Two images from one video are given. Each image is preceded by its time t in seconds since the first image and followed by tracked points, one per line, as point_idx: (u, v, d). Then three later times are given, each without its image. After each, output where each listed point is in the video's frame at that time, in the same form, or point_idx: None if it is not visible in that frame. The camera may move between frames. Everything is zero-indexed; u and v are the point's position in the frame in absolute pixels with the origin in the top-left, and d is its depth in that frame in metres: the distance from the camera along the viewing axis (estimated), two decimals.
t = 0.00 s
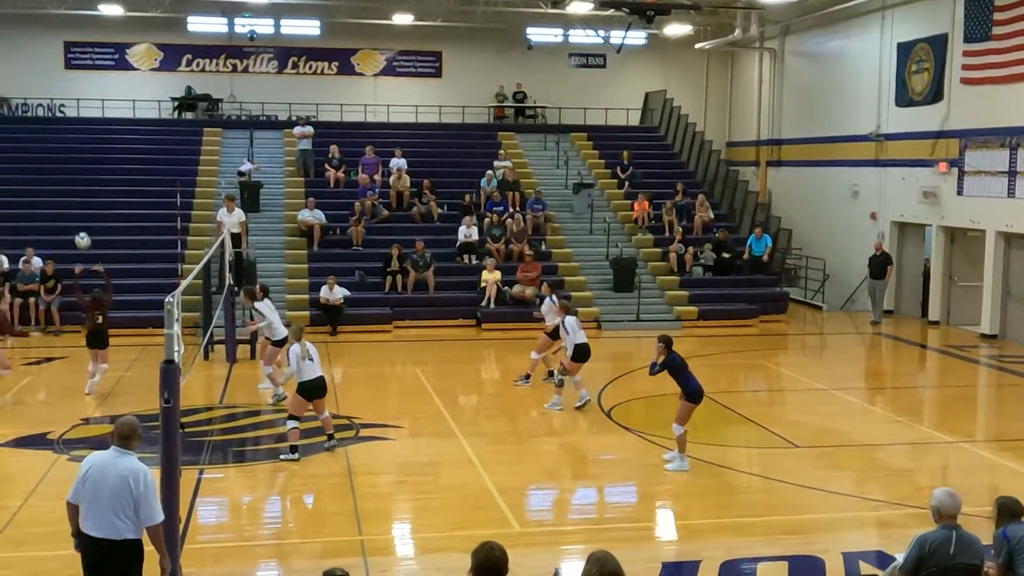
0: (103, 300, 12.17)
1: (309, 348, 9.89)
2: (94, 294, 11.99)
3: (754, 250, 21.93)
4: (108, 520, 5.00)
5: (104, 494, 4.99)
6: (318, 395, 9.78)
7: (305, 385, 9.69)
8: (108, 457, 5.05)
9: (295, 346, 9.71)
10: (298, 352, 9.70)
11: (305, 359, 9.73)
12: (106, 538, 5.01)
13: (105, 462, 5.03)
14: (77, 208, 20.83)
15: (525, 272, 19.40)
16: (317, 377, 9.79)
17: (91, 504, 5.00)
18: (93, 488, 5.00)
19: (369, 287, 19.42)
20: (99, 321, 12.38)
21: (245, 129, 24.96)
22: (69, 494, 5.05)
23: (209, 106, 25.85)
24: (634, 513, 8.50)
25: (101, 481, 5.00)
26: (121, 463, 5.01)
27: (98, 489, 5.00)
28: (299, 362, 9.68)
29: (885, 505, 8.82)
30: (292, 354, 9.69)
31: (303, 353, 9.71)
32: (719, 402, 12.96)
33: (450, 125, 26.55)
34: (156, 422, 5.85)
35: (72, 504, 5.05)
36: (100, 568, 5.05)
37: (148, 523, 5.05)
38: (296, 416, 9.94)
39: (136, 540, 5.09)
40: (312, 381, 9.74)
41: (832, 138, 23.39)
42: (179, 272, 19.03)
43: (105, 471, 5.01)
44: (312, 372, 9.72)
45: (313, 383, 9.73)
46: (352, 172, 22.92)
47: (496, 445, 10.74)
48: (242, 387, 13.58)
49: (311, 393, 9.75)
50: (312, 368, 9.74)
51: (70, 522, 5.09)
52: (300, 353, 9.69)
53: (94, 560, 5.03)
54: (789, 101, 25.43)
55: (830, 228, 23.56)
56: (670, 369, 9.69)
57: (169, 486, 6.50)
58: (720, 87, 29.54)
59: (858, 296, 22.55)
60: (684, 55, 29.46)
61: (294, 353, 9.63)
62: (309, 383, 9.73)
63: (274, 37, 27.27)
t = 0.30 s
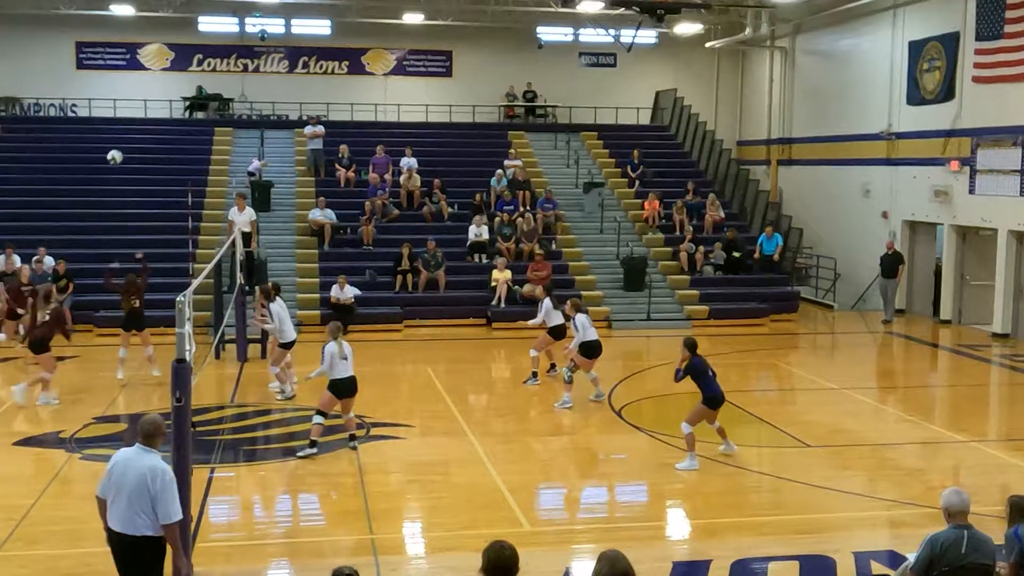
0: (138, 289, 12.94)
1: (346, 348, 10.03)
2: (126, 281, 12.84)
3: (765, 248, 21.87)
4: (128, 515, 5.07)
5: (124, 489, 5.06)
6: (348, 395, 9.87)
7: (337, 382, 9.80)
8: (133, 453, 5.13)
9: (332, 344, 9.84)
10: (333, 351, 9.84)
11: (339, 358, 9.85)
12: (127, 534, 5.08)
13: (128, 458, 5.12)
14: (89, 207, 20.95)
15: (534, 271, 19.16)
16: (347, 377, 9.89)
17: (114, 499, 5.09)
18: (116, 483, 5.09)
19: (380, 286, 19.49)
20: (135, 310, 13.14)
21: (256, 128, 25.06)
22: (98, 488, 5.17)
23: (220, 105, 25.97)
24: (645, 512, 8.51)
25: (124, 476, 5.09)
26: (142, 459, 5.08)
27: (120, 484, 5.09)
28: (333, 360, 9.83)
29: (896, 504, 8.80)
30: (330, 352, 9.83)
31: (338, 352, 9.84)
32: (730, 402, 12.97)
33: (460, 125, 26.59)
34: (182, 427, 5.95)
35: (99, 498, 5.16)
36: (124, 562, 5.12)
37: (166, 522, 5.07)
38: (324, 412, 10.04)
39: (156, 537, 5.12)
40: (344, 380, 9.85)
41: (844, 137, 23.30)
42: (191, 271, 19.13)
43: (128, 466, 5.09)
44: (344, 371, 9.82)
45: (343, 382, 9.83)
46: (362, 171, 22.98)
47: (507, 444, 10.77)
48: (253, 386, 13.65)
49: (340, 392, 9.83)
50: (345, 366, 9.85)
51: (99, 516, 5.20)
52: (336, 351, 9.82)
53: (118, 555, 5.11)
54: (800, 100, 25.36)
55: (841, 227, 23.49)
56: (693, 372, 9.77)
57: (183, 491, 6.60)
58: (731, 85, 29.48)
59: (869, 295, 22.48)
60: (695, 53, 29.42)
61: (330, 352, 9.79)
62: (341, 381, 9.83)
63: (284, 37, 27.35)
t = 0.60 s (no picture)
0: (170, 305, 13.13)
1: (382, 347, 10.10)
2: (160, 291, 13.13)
3: (774, 248, 21.77)
4: (155, 507, 5.13)
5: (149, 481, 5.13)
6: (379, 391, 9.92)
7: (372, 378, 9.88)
8: (160, 446, 5.19)
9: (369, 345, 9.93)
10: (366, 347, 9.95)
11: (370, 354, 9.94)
12: (157, 525, 5.15)
13: (153, 450, 5.18)
14: (99, 207, 21.06)
15: (544, 269, 19.29)
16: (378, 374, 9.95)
17: (143, 491, 5.17)
18: (144, 475, 5.17)
19: (389, 285, 19.54)
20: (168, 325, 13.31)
21: (266, 128, 25.16)
22: (133, 480, 5.28)
23: (230, 105, 26.06)
24: (654, 512, 8.51)
25: (149, 469, 5.15)
26: (164, 452, 5.12)
27: (148, 477, 5.16)
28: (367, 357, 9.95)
29: (907, 504, 8.78)
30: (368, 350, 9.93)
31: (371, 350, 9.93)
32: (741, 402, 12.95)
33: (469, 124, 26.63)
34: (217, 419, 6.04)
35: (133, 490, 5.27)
36: (156, 553, 5.20)
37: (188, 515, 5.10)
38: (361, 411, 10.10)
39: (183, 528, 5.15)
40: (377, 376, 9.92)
41: (854, 136, 23.23)
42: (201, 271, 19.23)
43: (153, 459, 5.15)
44: (371, 367, 9.88)
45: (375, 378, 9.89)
46: (372, 171, 23.04)
47: (517, 444, 10.79)
48: (262, 385, 13.71)
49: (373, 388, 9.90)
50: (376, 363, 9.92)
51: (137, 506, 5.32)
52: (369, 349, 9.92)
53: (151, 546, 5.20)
54: (810, 99, 25.29)
55: (852, 226, 23.43)
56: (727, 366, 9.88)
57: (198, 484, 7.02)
58: (741, 84, 29.43)
59: (879, 294, 22.40)
60: (705, 53, 29.39)
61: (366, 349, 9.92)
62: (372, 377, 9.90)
63: (294, 36, 27.40)
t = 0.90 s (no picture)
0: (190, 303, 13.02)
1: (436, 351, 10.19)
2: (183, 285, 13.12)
3: (803, 250, 21.71)
4: (197, 501, 5.26)
5: (191, 476, 5.26)
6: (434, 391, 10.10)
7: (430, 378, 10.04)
8: (201, 442, 5.30)
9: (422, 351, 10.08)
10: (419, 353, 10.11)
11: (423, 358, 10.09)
12: (199, 519, 5.28)
13: (195, 446, 5.30)
14: (129, 208, 21.37)
15: (571, 273, 19.51)
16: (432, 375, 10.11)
17: (186, 485, 5.31)
18: (186, 470, 5.29)
19: (416, 287, 19.67)
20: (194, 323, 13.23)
21: (294, 130, 25.40)
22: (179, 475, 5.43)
23: (259, 108, 26.33)
24: (680, 514, 8.53)
25: (190, 464, 5.27)
26: (204, 448, 5.23)
27: (190, 472, 5.28)
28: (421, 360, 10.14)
29: (936, 507, 8.73)
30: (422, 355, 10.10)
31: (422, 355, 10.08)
32: (770, 404, 12.91)
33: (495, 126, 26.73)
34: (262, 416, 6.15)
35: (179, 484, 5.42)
36: (198, 546, 5.32)
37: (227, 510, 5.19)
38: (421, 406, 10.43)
39: (224, 524, 5.26)
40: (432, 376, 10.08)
41: (883, 136, 23.03)
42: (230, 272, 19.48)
43: (194, 454, 5.25)
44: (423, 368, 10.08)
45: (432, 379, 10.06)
46: (399, 172, 23.20)
47: (543, 446, 10.84)
48: (290, 387, 13.86)
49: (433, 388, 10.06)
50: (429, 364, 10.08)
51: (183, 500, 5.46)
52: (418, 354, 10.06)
53: (193, 540, 5.33)
54: (839, 99, 25.11)
55: (881, 227, 23.23)
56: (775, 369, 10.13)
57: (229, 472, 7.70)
58: (769, 84, 29.29)
59: (908, 296, 22.21)
60: (733, 53, 29.28)
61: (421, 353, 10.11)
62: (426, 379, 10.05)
63: (322, 39, 27.62)
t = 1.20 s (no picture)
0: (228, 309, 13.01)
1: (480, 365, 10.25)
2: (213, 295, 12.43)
3: (830, 252, 21.62)
4: (237, 502, 5.35)
5: (230, 477, 5.34)
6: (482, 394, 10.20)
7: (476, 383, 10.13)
8: (241, 443, 5.40)
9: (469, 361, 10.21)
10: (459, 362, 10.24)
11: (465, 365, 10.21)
12: (236, 519, 5.37)
13: (235, 447, 5.39)
14: (157, 210, 21.66)
15: (597, 274, 19.55)
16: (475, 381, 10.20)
17: (223, 485, 5.39)
18: (225, 470, 5.38)
19: (442, 289, 19.77)
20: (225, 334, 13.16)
21: (321, 133, 25.61)
22: (213, 474, 5.51)
23: (286, 110, 26.57)
24: (706, 517, 8.53)
25: (230, 464, 5.36)
26: (246, 450, 5.34)
27: (229, 473, 5.37)
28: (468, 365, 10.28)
29: (966, 512, 8.67)
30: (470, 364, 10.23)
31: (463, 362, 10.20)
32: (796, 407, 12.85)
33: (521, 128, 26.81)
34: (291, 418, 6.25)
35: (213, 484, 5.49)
36: (234, 546, 5.41)
37: (268, 510, 5.30)
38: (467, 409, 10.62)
39: (263, 524, 5.37)
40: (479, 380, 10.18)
41: (912, 138, 22.81)
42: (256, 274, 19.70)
43: (235, 456, 5.35)
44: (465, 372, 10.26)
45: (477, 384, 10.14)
46: (424, 175, 23.35)
47: (569, 448, 10.87)
48: (317, 388, 14.00)
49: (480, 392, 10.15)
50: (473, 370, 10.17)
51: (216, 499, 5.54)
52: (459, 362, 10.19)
53: (229, 540, 5.41)
54: (867, 100, 24.91)
55: (909, 229, 23.02)
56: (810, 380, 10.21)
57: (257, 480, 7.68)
58: (796, 85, 29.13)
59: (937, 298, 22.01)
60: (759, 55, 29.16)
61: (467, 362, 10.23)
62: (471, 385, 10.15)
63: (348, 42, 27.83)
